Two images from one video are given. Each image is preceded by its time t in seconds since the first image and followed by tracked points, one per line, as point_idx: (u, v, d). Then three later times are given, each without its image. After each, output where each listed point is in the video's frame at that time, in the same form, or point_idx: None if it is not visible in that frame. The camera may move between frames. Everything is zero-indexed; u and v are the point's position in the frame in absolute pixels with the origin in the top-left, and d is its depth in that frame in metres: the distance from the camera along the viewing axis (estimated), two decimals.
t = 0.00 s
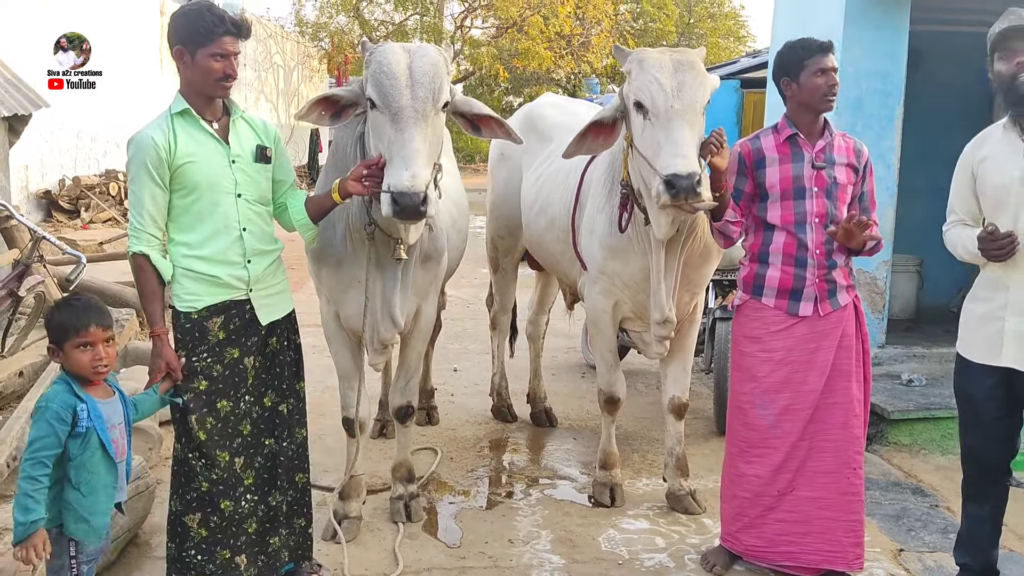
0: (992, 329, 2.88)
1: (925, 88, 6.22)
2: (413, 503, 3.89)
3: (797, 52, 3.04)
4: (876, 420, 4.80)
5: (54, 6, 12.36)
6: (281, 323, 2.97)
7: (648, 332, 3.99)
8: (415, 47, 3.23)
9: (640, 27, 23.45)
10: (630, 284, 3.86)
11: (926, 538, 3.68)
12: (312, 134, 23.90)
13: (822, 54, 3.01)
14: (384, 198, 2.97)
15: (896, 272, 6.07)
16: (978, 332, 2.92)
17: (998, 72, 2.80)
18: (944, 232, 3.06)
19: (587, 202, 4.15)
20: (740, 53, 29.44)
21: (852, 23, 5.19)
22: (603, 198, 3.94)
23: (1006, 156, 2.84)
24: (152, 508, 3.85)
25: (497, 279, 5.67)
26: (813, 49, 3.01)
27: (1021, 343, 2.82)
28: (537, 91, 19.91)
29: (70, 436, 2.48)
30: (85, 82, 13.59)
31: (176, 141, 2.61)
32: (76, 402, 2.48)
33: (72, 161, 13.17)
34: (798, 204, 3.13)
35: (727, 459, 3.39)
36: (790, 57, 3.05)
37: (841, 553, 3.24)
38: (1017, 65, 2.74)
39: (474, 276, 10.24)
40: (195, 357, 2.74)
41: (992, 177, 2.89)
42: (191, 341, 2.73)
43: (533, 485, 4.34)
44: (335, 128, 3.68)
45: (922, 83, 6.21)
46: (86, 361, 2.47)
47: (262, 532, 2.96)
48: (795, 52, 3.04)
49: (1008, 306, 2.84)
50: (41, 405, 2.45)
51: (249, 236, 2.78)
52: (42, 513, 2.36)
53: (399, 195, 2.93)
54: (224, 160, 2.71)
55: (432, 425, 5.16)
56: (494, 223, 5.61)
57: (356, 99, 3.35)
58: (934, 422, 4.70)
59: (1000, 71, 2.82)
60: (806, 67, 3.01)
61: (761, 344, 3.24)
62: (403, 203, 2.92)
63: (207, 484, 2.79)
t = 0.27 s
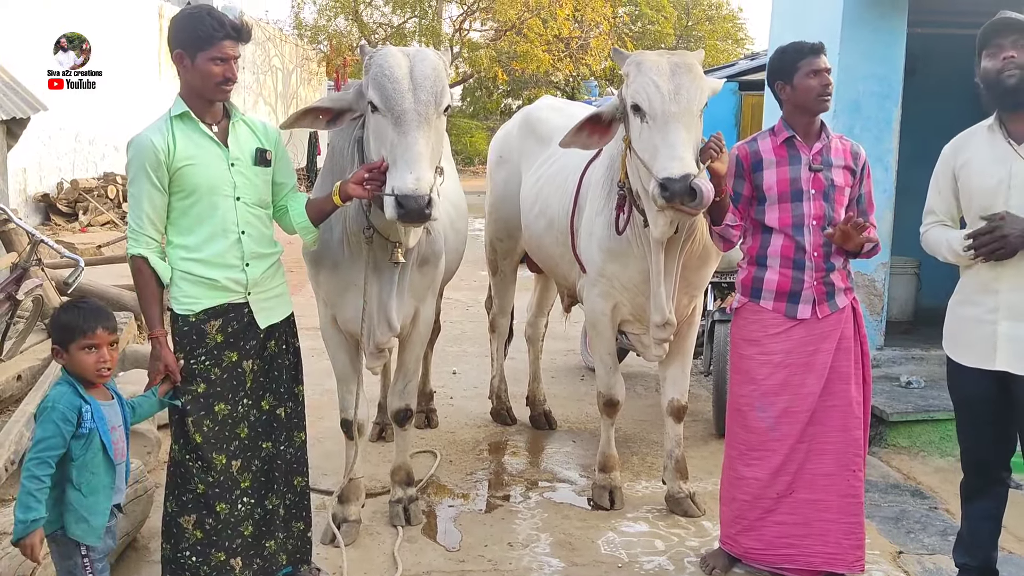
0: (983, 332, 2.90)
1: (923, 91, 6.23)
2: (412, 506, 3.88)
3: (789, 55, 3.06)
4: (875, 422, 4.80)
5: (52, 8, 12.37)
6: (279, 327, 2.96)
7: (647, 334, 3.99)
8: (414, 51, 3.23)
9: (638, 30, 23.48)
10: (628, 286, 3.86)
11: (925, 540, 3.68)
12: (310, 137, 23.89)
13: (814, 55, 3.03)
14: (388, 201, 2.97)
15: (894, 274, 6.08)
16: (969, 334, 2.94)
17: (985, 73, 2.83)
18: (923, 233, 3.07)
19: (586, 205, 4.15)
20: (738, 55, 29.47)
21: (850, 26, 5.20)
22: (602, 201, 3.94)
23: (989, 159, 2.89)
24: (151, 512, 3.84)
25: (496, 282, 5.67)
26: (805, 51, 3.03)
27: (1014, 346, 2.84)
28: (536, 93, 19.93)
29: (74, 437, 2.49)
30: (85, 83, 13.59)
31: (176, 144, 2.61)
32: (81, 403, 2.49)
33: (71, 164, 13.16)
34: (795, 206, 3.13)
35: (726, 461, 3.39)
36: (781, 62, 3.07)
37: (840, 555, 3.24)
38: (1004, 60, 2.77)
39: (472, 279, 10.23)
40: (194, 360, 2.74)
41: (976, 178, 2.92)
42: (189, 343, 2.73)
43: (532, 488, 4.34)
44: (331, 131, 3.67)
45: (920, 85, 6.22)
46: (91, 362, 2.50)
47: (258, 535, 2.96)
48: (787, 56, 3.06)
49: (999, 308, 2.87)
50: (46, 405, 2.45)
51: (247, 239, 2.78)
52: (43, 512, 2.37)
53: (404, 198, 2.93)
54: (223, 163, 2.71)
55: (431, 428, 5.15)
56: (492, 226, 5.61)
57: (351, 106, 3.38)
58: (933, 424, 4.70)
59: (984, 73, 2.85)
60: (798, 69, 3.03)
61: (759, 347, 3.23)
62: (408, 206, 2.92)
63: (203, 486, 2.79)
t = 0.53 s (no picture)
0: (976, 334, 2.90)
1: (921, 91, 6.24)
2: (411, 508, 3.88)
3: (785, 57, 3.07)
4: (873, 423, 4.80)
5: (51, 9, 12.38)
6: (279, 329, 2.96)
7: (645, 335, 3.99)
8: (414, 53, 3.23)
9: (636, 31, 23.51)
10: (627, 288, 3.86)
11: (924, 541, 3.69)
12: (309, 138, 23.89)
13: (810, 57, 3.03)
14: (389, 201, 2.96)
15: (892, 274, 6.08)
16: (960, 335, 2.95)
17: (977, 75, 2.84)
18: (911, 233, 3.08)
19: (584, 206, 4.15)
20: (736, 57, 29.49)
21: (848, 26, 5.21)
22: (601, 202, 3.94)
23: (981, 160, 2.89)
24: (149, 514, 3.83)
25: (495, 283, 5.68)
26: (801, 52, 3.04)
27: (1007, 346, 2.84)
28: (534, 94, 19.94)
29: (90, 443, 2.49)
30: (85, 83, 13.61)
31: (177, 145, 2.61)
32: (96, 410, 2.50)
33: (69, 166, 13.16)
34: (793, 207, 3.13)
35: (725, 461, 3.39)
36: (778, 63, 3.08)
37: (837, 558, 3.23)
38: (999, 64, 2.77)
39: (471, 280, 10.22)
40: (193, 362, 2.74)
41: (968, 179, 2.92)
42: (189, 345, 2.73)
43: (531, 489, 4.34)
44: (329, 133, 3.68)
45: (918, 86, 6.23)
46: (108, 368, 2.51)
47: (258, 536, 2.96)
48: (784, 57, 3.07)
49: (993, 309, 2.87)
50: (63, 412, 2.46)
51: (248, 241, 2.77)
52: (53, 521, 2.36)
53: (406, 197, 2.93)
54: (224, 165, 2.71)
55: (429, 429, 5.15)
56: (491, 227, 5.61)
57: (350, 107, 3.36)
58: (931, 425, 4.71)
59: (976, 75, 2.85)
60: (793, 71, 3.04)
61: (757, 347, 3.24)
62: (410, 206, 2.92)
63: (203, 488, 2.78)
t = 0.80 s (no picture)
0: (971, 331, 2.91)
1: (919, 90, 6.24)
2: (409, 508, 3.88)
3: (775, 57, 3.08)
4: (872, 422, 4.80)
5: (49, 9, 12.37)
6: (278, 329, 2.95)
7: (644, 335, 3.99)
8: (414, 54, 3.22)
9: (634, 31, 23.51)
10: (626, 287, 3.86)
11: (923, 540, 3.68)
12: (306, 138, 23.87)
13: (798, 56, 3.03)
14: (390, 203, 2.96)
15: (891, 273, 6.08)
16: (955, 333, 2.95)
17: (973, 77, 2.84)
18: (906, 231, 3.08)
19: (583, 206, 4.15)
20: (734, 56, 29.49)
21: (846, 25, 5.20)
22: (599, 202, 3.94)
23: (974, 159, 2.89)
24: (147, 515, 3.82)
25: (494, 283, 5.67)
26: (788, 53, 3.04)
27: (1003, 344, 2.85)
28: (532, 94, 19.94)
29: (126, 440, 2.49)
30: (85, 83, 13.64)
31: (177, 146, 2.60)
32: (130, 407, 2.49)
33: (67, 166, 13.14)
34: (792, 206, 3.13)
35: (723, 460, 3.39)
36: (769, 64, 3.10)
37: (834, 558, 3.22)
38: (996, 69, 2.78)
39: (469, 280, 10.21)
40: (192, 362, 2.73)
41: (961, 176, 2.92)
42: (188, 345, 2.72)
43: (530, 489, 4.33)
44: (327, 133, 3.67)
45: (916, 85, 6.23)
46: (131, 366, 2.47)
47: (257, 535, 2.96)
48: (775, 58, 3.08)
49: (988, 306, 2.88)
50: (96, 413, 2.44)
51: (248, 242, 2.77)
52: (107, 520, 2.40)
53: (408, 199, 2.93)
54: (224, 166, 2.70)
55: (428, 429, 5.15)
56: (489, 227, 5.60)
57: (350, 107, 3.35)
58: (930, 424, 4.71)
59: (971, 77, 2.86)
60: (783, 70, 3.04)
61: (755, 347, 3.24)
62: (412, 207, 2.92)
63: (202, 489, 2.78)
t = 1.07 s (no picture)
0: (968, 328, 2.91)
1: (918, 89, 6.24)
2: (408, 507, 3.87)
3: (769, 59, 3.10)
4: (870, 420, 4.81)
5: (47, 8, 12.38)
6: (276, 328, 2.95)
7: (643, 334, 3.99)
8: (414, 54, 3.21)
9: (632, 30, 23.52)
10: (625, 286, 3.86)
11: (922, 538, 3.69)
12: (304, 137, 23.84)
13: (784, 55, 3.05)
14: (392, 205, 2.96)
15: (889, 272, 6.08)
16: (954, 331, 2.95)
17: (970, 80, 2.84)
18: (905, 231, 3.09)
19: (582, 206, 4.14)
20: (732, 54, 29.49)
21: (845, 23, 5.21)
22: (598, 201, 3.93)
23: (970, 160, 2.90)
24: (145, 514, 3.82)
25: (492, 282, 5.67)
26: (777, 56, 3.06)
27: (1000, 341, 2.84)
28: (531, 93, 19.94)
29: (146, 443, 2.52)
30: (85, 83, 13.67)
31: (176, 144, 2.60)
32: (149, 411, 2.51)
33: (64, 166, 13.12)
34: (792, 204, 3.13)
35: (721, 458, 3.39)
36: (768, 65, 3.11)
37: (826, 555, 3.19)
38: (994, 74, 2.78)
39: (467, 279, 10.21)
40: (190, 360, 2.72)
41: (957, 176, 2.93)
42: (186, 344, 2.71)
43: (529, 488, 4.33)
44: (324, 131, 3.67)
45: (915, 84, 6.24)
46: (154, 368, 2.49)
47: (254, 534, 2.96)
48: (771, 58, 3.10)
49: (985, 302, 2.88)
50: (115, 418, 2.46)
51: (246, 241, 2.77)
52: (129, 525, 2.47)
53: (409, 202, 2.93)
54: (222, 165, 2.69)
55: (426, 428, 5.15)
56: (487, 226, 5.60)
57: (350, 106, 3.34)
58: (929, 422, 4.71)
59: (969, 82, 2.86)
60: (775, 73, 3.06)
61: (753, 344, 3.24)
62: (413, 210, 2.92)
63: (199, 486, 2.78)
